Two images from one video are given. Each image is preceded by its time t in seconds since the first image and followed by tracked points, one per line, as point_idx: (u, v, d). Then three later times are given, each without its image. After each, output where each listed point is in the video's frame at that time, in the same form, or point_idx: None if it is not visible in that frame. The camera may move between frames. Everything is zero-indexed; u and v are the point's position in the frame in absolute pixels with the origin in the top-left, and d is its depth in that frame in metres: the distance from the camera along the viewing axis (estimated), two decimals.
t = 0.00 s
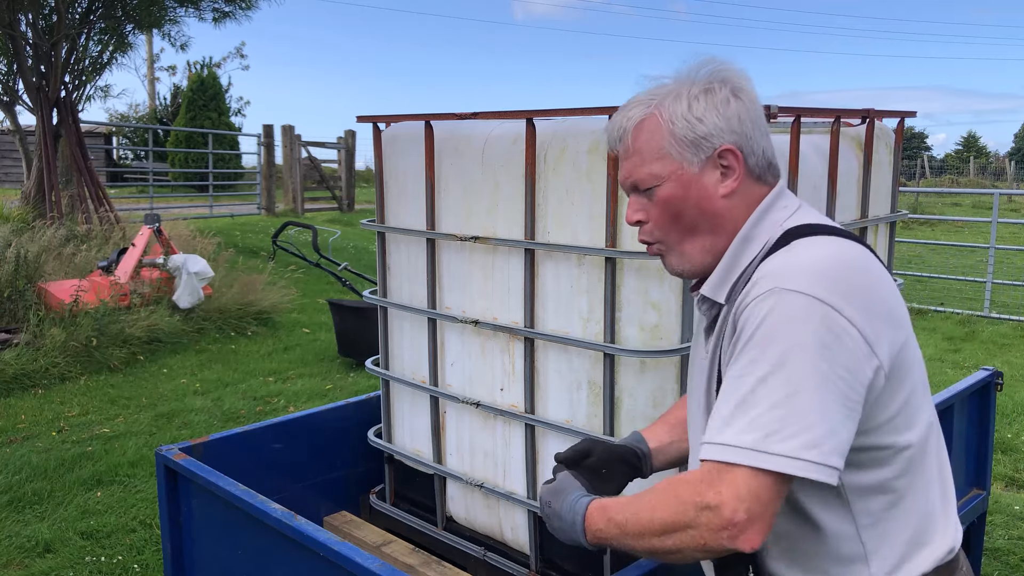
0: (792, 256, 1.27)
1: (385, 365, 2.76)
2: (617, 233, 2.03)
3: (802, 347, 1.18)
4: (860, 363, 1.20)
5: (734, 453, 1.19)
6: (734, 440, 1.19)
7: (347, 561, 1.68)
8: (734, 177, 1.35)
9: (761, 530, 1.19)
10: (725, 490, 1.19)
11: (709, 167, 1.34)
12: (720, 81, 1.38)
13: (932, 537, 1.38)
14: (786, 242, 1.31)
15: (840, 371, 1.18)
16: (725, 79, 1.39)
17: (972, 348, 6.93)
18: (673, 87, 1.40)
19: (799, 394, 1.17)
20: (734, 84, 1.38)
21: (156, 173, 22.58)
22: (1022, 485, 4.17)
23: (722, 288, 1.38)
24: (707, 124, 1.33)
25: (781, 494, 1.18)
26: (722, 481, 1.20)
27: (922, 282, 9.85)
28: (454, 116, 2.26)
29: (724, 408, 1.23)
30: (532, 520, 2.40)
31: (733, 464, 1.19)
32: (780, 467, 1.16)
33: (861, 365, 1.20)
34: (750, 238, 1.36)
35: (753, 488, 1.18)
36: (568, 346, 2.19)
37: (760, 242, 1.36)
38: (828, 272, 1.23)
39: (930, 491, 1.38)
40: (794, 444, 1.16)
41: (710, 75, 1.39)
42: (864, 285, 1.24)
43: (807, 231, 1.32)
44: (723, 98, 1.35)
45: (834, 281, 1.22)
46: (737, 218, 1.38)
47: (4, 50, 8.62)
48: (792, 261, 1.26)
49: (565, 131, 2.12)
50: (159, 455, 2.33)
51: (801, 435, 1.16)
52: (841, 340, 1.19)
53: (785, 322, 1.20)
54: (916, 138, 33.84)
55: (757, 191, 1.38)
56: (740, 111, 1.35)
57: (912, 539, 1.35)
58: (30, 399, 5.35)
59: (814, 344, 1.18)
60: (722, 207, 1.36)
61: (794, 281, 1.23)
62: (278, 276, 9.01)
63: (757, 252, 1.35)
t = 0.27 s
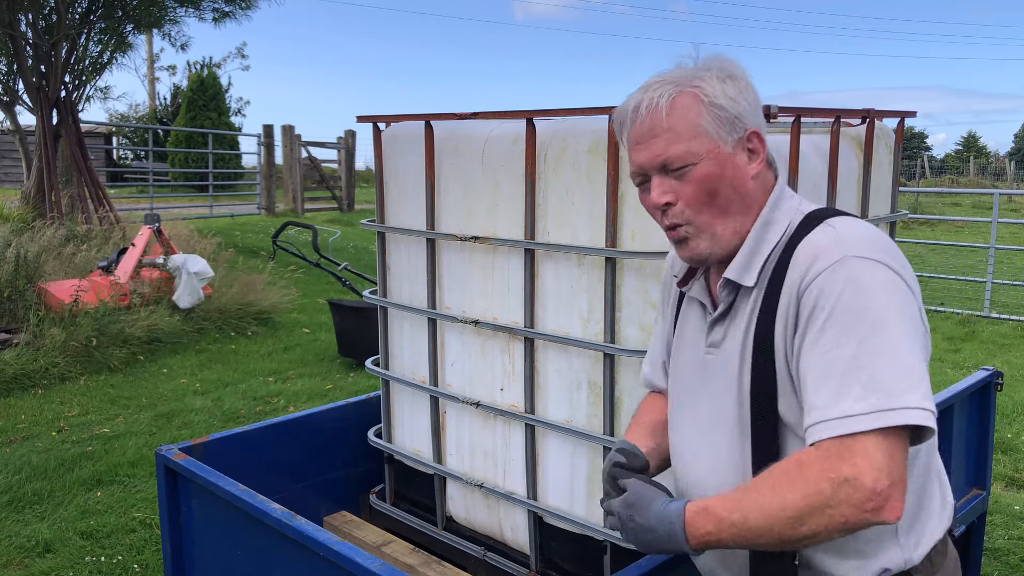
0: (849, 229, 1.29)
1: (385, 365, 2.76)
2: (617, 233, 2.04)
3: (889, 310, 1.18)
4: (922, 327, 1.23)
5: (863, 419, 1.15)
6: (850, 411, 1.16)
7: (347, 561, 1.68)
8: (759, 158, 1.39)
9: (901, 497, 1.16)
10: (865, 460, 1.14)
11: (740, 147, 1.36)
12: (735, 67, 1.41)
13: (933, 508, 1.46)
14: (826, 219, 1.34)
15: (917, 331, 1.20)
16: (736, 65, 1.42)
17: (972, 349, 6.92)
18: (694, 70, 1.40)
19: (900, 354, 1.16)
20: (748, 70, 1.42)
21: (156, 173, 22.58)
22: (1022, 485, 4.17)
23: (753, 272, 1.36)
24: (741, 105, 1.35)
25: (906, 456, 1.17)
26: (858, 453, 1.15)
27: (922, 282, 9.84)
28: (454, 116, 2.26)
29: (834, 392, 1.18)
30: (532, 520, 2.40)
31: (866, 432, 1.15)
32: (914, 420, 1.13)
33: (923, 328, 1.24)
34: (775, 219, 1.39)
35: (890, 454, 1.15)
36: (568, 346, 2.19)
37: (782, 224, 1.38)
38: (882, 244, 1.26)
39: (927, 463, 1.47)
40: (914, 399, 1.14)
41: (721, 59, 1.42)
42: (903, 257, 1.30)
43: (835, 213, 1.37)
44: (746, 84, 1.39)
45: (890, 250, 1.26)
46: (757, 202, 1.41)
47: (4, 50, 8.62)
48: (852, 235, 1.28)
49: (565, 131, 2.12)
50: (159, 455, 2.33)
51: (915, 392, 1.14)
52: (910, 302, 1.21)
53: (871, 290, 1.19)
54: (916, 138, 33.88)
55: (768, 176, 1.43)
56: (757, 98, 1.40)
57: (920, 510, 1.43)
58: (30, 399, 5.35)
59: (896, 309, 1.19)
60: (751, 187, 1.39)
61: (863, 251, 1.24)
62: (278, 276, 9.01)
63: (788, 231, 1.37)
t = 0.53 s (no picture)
0: (877, 223, 1.33)
1: (385, 365, 2.75)
2: (617, 233, 2.04)
3: (929, 299, 1.21)
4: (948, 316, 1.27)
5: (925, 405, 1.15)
6: (916, 393, 1.15)
7: (347, 561, 1.68)
8: (777, 156, 1.45)
9: (971, 475, 1.15)
10: (933, 442, 1.13)
11: (762, 146, 1.41)
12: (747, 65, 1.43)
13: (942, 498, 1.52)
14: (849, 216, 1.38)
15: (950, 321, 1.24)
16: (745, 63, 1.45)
17: (972, 349, 6.92)
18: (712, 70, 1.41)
19: (944, 342, 1.18)
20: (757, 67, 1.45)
21: (156, 173, 22.58)
22: (1022, 485, 4.17)
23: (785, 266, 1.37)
24: (763, 105, 1.39)
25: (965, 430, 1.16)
26: (925, 436, 1.14)
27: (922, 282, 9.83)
28: (454, 116, 2.27)
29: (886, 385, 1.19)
30: (532, 520, 2.40)
31: (929, 415, 1.14)
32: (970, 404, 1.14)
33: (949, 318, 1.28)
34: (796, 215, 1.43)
35: (955, 434, 1.14)
36: (568, 346, 2.19)
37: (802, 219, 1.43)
38: (908, 238, 1.30)
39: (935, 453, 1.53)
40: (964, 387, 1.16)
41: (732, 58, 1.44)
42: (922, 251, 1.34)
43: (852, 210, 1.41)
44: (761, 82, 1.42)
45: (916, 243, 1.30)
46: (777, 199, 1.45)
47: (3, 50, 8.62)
48: (882, 228, 1.31)
49: (565, 131, 2.12)
50: (159, 455, 2.33)
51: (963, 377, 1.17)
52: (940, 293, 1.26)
53: (911, 280, 1.22)
54: (916, 138, 33.89)
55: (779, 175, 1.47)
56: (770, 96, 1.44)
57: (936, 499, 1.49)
58: (30, 399, 5.35)
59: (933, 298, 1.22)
60: (773, 184, 1.43)
61: (898, 243, 1.27)
62: (278, 276, 9.01)
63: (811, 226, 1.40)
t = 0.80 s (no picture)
0: (889, 229, 1.30)
1: (385, 365, 2.75)
2: (617, 233, 2.04)
3: (931, 311, 1.19)
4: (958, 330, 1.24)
5: (897, 425, 1.14)
6: (896, 413, 1.15)
7: (347, 561, 1.68)
8: (794, 161, 1.38)
9: (938, 503, 1.13)
10: (899, 461, 1.12)
11: (774, 152, 1.36)
12: (768, 64, 1.38)
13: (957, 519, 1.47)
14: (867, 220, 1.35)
15: (955, 336, 1.21)
16: (769, 61, 1.39)
17: (972, 348, 6.92)
18: (727, 72, 1.38)
19: (940, 359, 1.16)
20: (780, 61, 1.39)
21: (156, 173, 22.59)
22: (1022, 485, 4.17)
23: (793, 271, 1.36)
24: (775, 108, 1.34)
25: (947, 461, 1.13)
26: (894, 454, 1.13)
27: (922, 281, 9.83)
28: (453, 116, 2.27)
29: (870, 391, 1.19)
30: (532, 520, 2.40)
31: (899, 434, 1.14)
32: (943, 431, 1.13)
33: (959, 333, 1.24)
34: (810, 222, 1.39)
35: (925, 458, 1.12)
36: (568, 346, 2.19)
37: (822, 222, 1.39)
38: (923, 245, 1.27)
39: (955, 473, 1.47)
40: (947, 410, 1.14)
41: (755, 57, 1.39)
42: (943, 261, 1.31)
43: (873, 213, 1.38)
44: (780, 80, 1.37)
45: (932, 253, 1.27)
46: (791, 204, 1.40)
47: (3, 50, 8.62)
48: (892, 233, 1.29)
49: (565, 131, 2.12)
50: (159, 455, 2.33)
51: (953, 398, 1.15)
52: (949, 307, 1.22)
53: (912, 289, 1.20)
54: (916, 138, 33.87)
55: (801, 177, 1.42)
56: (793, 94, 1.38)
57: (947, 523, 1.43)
58: (30, 399, 5.35)
59: (937, 311, 1.19)
60: (784, 192, 1.38)
61: (906, 250, 1.25)
62: (278, 276, 9.01)
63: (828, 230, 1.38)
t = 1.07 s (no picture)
0: (869, 247, 1.24)
1: (385, 365, 2.75)
2: (617, 233, 2.04)
3: (881, 337, 1.15)
4: (934, 359, 1.17)
5: (807, 448, 1.15)
6: (809, 436, 1.15)
7: (347, 561, 1.68)
8: (772, 181, 1.31)
9: (832, 535, 1.13)
10: (797, 486, 1.14)
11: (742, 173, 1.30)
12: (745, 79, 1.31)
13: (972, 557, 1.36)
14: (862, 233, 1.29)
15: (914, 367, 1.15)
16: (751, 74, 1.31)
17: (972, 349, 6.92)
18: (702, 87, 1.35)
19: (878, 389, 1.13)
20: (764, 75, 1.31)
21: (156, 173, 22.59)
22: (1022, 485, 4.17)
23: (774, 284, 1.33)
24: (737, 129, 1.28)
25: (853, 493, 1.13)
26: (795, 476, 1.15)
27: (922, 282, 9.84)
28: (454, 116, 2.27)
29: (795, 403, 1.19)
30: (532, 520, 2.40)
31: (809, 457, 1.14)
32: (854, 464, 1.11)
33: (933, 362, 1.17)
34: (794, 240, 1.32)
35: (825, 488, 1.12)
36: (568, 346, 2.19)
37: (816, 236, 1.32)
38: (906, 266, 1.21)
39: (966, 503, 1.37)
40: (868, 442, 1.12)
41: (737, 70, 1.33)
42: (937, 285, 1.22)
43: (876, 226, 1.30)
44: (754, 95, 1.29)
45: (913, 277, 1.20)
46: (774, 222, 1.34)
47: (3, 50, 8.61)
48: (867, 251, 1.24)
49: (565, 131, 2.12)
50: (159, 455, 2.33)
51: (879, 429, 1.12)
52: (918, 334, 1.16)
53: (864, 311, 1.17)
54: (916, 138, 33.87)
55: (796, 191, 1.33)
56: (777, 107, 1.28)
57: (954, 561, 1.33)
58: (30, 399, 5.35)
59: (889, 336, 1.15)
60: (758, 212, 1.32)
61: (871, 270, 1.20)
62: (278, 276, 9.01)
63: (819, 245, 1.32)
